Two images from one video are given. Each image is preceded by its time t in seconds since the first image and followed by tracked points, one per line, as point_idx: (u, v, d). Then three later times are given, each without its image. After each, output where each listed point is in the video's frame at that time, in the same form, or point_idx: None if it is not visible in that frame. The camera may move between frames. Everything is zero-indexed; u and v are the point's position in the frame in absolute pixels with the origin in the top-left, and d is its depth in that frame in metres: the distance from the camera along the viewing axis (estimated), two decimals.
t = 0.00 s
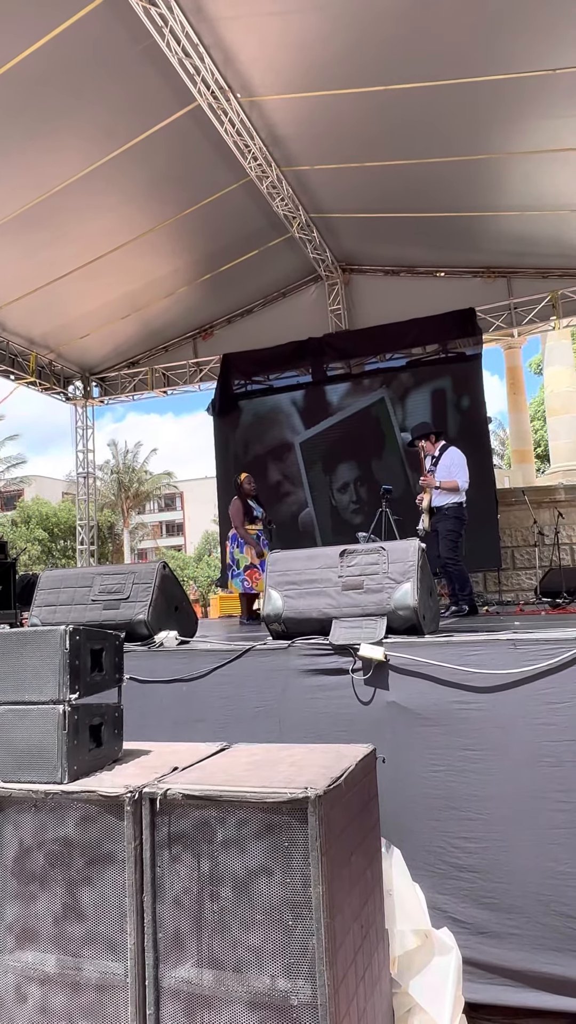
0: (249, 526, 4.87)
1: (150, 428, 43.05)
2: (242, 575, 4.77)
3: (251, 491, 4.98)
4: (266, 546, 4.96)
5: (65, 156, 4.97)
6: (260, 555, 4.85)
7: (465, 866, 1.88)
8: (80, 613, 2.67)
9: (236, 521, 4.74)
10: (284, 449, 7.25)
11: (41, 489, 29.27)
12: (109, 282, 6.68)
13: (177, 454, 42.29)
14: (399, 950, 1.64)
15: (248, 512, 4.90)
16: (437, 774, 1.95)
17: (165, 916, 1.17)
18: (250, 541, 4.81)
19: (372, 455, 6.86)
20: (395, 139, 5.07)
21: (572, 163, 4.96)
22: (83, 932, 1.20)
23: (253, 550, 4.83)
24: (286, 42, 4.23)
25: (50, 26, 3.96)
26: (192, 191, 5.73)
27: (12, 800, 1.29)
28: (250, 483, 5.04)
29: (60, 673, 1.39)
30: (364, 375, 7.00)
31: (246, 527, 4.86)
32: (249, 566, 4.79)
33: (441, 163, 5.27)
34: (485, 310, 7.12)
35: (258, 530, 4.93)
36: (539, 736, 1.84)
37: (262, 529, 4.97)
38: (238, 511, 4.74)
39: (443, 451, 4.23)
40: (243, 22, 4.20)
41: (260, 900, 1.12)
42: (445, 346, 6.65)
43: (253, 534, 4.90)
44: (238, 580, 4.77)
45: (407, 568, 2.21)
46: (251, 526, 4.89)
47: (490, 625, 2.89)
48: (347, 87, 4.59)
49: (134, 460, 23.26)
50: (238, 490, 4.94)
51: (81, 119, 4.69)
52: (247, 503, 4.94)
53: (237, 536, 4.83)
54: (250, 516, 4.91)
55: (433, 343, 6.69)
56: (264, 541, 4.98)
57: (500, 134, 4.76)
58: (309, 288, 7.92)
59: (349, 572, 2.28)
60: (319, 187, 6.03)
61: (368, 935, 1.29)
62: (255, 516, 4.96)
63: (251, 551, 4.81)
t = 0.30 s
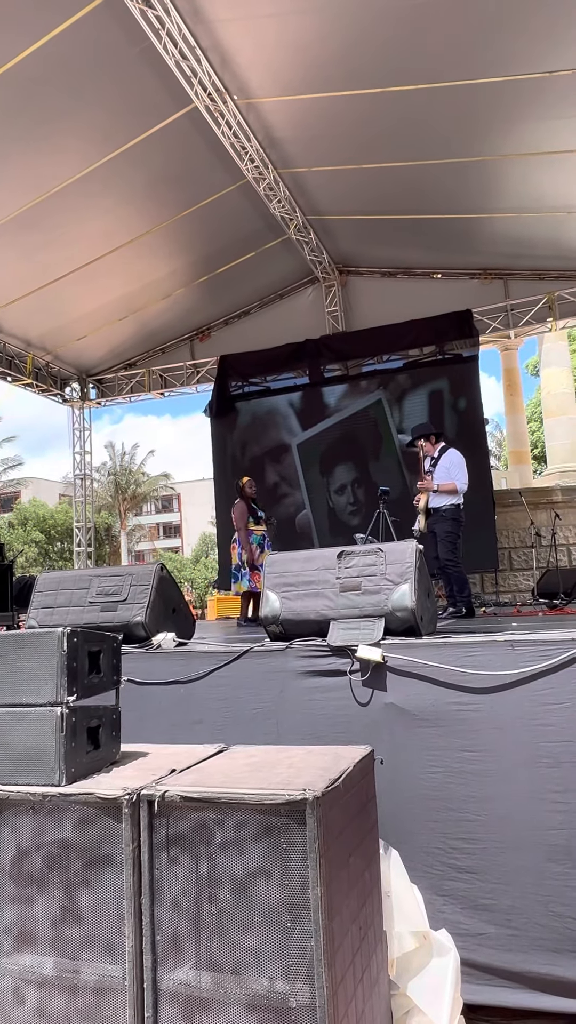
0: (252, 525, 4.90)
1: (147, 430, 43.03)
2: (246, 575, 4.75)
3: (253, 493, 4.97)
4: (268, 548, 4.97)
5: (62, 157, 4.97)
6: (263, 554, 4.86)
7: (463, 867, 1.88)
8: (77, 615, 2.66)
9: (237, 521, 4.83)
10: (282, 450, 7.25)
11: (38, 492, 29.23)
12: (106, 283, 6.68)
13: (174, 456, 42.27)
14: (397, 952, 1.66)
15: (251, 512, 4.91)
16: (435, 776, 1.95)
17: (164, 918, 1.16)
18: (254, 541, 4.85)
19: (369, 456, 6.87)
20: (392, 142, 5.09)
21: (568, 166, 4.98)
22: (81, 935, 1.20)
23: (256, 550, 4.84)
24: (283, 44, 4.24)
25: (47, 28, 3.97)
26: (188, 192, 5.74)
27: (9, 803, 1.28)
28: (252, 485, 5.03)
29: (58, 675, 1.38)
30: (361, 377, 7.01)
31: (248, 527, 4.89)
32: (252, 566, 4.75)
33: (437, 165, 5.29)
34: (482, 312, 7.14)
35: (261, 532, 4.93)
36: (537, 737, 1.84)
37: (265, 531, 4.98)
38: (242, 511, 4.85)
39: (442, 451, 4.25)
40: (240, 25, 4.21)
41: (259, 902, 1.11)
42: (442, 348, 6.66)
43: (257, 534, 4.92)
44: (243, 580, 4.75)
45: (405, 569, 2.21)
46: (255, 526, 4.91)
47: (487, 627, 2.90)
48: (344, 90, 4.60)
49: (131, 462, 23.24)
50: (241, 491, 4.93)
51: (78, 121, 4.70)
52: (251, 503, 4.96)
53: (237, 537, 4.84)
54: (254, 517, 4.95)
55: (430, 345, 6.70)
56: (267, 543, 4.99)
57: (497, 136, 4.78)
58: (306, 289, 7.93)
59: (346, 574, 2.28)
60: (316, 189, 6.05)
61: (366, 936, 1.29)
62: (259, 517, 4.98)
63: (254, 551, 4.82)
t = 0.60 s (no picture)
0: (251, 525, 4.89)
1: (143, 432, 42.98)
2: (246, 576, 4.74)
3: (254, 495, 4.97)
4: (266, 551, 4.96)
5: (59, 158, 4.96)
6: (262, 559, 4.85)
7: (459, 868, 1.89)
8: (73, 617, 2.65)
9: (237, 521, 4.81)
10: (278, 452, 7.25)
11: (34, 494, 29.15)
12: (102, 285, 6.68)
13: (170, 458, 42.26)
14: (393, 954, 1.66)
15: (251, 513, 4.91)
16: (431, 778, 1.95)
17: (160, 920, 1.16)
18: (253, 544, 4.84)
19: (365, 458, 6.87)
20: (388, 144, 5.10)
21: (564, 169, 5.00)
22: (76, 938, 1.20)
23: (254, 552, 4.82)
24: (280, 47, 4.25)
25: (43, 31, 3.97)
26: (185, 194, 5.74)
27: (5, 805, 1.28)
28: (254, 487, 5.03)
29: (53, 678, 1.38)
30: (357, 378, 7.02)
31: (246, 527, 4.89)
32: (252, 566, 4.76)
33: (433, 168, 5.31)
34: (477, 314, 7.16)
35: (260, 534, 4.92)
36: (533, 738, 1.84)
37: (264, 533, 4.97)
38: (243, 511, 4.82)
39: (440, 451, 4.26)
40: (236, 27, 4.22)
41: (255, 905, 1.11)
42: (438, 350, 6.68)
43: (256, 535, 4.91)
44: (243, 584, 4.75)
45: (401, 571, 2.21)
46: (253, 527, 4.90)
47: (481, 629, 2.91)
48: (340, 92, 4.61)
49: (127, 464, 23.21)
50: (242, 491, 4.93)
51: (74, 123, 4.70)
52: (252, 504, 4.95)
53: (236, 537, 4.85)
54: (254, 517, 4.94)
55: (426, 347, 6.72)
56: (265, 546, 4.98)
57: (493, 139, 4.80)
58: (302, 291, 7.94)
59: (343, 575, 2.28)
60: (312, 192, 6.06)
61: (362, 938, 1.29)
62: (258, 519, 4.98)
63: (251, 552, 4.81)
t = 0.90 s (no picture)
0: (244, 525, 4.86)
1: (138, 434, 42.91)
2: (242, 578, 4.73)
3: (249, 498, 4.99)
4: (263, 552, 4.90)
5: (55, 159, 4.96)
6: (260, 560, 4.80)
7: (454, 870, 1.89)
8: (67, 619, 2.65)
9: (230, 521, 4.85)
10: (273, 453, 7.25)
11: (29, 496, 29.05)
12: (97, 286, 6.66)
13: (166, 459, 42.19)
14: (388, 956, 1.65)
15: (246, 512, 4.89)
16: (426, 779, 1.95)
17: (154, 923, 1.16)
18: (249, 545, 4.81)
19: (360, 460, 6.88)
20: (384, 146, 5.12)
21: (559, 172, 5.03)
22: (70, 940, 1.19)
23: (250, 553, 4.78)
24: (276, 49, 4.26)
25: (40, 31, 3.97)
26: (181, 195, 5.74)
27: None
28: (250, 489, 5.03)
29: (48, 680, 1.38)
30: (352, 380, 7.03)
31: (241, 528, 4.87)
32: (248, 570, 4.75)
33: (429, 170, 5.32)
34: (473, 316, 7.18)
35: (255, 533, 4.87)
36: (528, 739, 1.85)
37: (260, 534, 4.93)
38: (235, 511, 4.84)
39: (436, 452, 4.26)
40: (232, 29, 4.22)
41: (249, 907, 1.11)
42: (433, 352, 6.69)
43: (251, 535, 4.87)
44: (240, 584, 4.78)
45: (396, 573, 2.21)
46: (248, 526, 4.85)
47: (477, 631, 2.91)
48: (336, 94, 4.63)
49: (123, 466, 23.15)
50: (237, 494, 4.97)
51: (70, 124, 4.69)
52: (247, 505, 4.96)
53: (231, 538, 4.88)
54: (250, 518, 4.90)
55: (421, 349, 6.73)
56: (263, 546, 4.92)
57: (488, 142, 4.81)
58: (298, 293, 7.95)
59: (338, 578, 2.28)
60: (308, 193, 6.07)
61: (357, 940, 1.29)
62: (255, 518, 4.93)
63: (246, 553, 4.78)
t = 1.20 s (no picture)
0: (231, 526, 4.89)
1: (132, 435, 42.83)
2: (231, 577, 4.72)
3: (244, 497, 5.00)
4: (252, 553, 4.88)
5: (49, 159, 4.95)
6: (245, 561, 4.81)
7: (447, 871, 1.89)
8: (60, 620, 2.64)
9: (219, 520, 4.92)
10: (267, 454, 7.25)
11: (22, 496, 28.93)
12: (91, 287, 6.65)
13: (160, 460, 42.13)
14: (380, 957, 1.66)
15: (235, 512, 4.91)
16: (419, 781, 1.95)
17: (146, 926, 1.16)
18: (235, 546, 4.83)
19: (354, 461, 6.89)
20: (378, 148, 5.13)
21: (553, 175, 5.05)
22: (62, 943, 1.19)
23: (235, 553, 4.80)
24: (271, 51, 4.26)
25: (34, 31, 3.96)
26: (175, 196, 5.74)
27: None
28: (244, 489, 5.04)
29: (40, 681, 1.38)
30: (346, 381, 7.03)
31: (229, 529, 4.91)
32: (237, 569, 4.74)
33: (424, 173, 5.34)
34: (467, 318, 7.20)
35: (241, 534, 4.87)
36: (520, 741, 1.85)
37: (249, 534, 4.92)
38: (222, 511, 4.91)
39: (431, 454, 4.27)
40: (227, 30, 4.22)
41: (242, 909, 1.11)
42: (427, 354, 6.71)
43: (238, 535, 4.88)
44: (229, 584, 4.73)
45: (389, 575, 2.21)
46: (235, 527, 4.86)
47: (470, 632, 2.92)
48: (330, 96, 4.63)
49: (116, 466, 23.10)
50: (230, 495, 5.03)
51: (64, 125, 4.68)
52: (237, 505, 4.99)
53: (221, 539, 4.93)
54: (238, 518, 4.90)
55: (415, 351, 6.75)
56: (251, 547, 4.90)
57: (482, 145, 4.83)
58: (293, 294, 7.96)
59: (331, 579, 2.28)
60: (303, 195, 6.07)
61: (349, 942, 1.29)
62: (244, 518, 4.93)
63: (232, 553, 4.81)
